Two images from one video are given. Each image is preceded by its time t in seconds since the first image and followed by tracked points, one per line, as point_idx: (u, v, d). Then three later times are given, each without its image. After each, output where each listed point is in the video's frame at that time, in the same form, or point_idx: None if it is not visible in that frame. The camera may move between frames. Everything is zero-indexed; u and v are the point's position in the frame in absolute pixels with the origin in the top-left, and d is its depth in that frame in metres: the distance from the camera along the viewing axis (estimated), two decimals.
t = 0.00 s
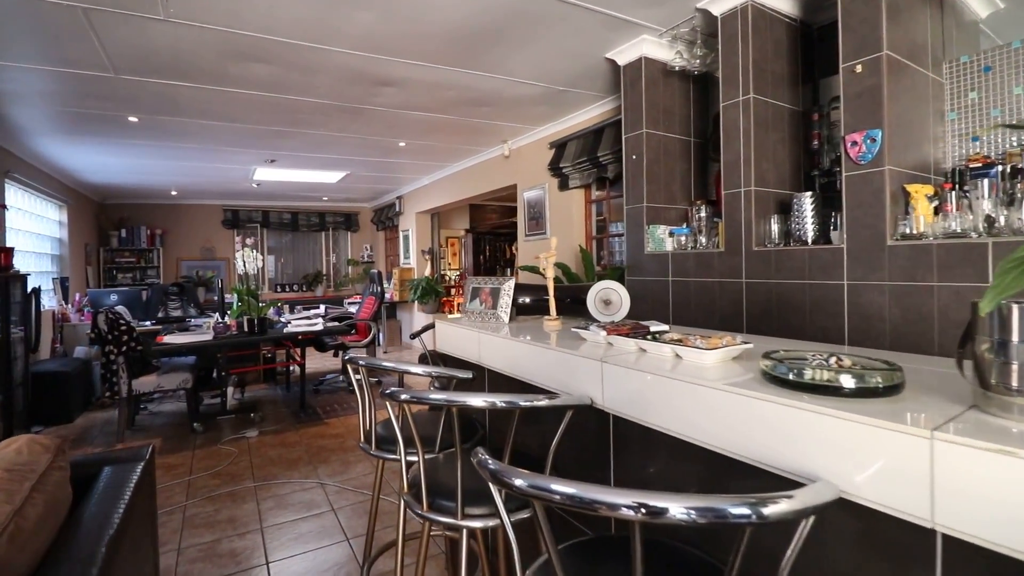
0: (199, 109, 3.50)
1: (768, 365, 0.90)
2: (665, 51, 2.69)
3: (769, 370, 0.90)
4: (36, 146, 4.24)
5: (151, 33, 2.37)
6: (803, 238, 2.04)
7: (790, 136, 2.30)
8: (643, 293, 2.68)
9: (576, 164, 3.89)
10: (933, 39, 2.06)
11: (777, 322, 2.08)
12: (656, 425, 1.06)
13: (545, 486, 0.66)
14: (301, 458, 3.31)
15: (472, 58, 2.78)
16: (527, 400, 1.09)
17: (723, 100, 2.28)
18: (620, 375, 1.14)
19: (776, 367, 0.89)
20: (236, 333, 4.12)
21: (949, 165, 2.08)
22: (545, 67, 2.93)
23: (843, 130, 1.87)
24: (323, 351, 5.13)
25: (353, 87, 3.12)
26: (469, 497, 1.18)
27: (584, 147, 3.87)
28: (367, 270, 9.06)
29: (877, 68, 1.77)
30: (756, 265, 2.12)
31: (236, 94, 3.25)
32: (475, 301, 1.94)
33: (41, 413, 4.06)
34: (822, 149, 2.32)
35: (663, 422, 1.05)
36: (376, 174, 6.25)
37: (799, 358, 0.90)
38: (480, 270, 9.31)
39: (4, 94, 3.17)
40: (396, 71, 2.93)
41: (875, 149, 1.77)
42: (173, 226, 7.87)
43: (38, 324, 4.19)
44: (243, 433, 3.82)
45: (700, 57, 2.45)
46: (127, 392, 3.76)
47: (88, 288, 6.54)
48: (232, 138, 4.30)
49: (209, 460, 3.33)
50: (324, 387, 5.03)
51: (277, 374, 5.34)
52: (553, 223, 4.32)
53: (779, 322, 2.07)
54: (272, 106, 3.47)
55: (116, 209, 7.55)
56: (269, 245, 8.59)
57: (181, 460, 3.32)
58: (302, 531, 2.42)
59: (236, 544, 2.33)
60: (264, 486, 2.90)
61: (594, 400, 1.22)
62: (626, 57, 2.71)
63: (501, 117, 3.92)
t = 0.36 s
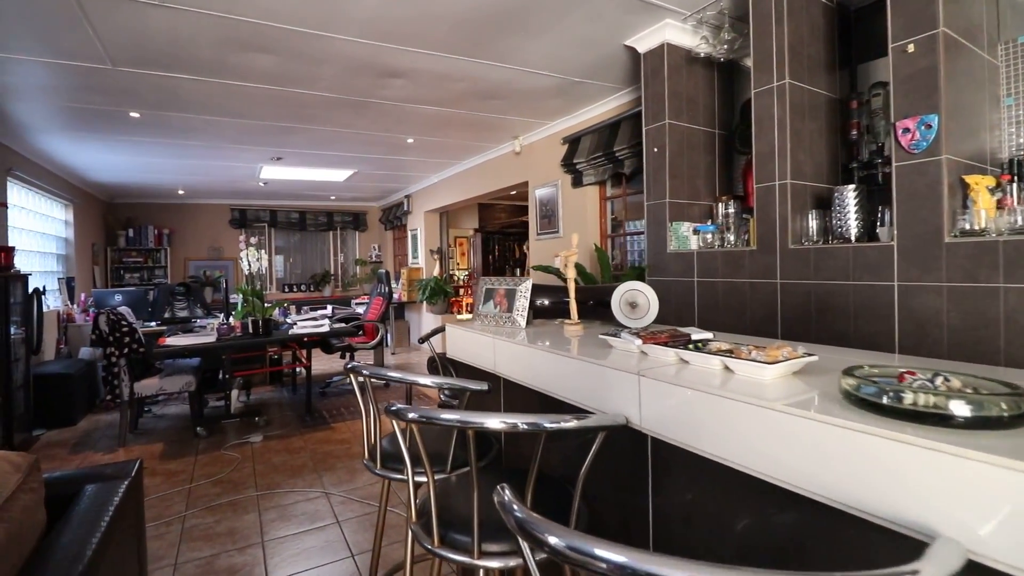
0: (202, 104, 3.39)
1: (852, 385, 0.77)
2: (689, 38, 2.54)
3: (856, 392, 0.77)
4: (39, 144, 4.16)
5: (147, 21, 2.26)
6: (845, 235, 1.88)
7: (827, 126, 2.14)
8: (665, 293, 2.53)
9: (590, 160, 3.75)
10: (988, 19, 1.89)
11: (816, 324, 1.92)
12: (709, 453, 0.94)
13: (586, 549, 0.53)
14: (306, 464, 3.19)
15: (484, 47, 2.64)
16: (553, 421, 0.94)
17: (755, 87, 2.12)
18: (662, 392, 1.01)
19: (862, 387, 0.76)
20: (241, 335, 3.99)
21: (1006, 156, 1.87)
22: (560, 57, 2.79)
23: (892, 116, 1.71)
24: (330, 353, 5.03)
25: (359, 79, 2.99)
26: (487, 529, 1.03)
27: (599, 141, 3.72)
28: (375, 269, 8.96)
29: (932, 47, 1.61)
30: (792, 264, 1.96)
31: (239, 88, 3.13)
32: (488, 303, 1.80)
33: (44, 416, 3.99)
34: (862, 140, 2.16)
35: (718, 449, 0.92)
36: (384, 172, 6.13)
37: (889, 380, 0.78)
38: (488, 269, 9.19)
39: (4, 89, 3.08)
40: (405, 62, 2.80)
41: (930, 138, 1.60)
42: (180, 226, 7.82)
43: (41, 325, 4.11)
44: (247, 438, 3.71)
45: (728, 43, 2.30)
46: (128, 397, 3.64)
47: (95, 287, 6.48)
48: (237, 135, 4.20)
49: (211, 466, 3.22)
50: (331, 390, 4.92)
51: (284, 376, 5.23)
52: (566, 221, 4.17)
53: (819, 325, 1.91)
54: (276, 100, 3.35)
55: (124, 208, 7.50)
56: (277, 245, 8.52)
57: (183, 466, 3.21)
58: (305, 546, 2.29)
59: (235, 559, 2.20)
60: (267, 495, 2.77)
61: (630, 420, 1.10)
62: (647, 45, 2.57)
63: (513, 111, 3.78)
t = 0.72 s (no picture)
0: (211, 99, 3.31)
1: (972, 405, 0.67)
2: (718, 23, 2.40)
3: (977, 413, 0.67)
4: (50, 142, 4.12)
5: (150, 9, 2.16)
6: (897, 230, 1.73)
7: (871, 114, 1.99)
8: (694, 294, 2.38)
9: (609, 155, 3.61)
10: None
11: (866, 326, 1.77)
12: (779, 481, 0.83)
13: None
14: (316, 469, 3.09)
15: (500, 34, 2.52)
16: (592, 444, 0.81)
17: (793, 72, 1.98)
18: (719, 409, 0.90)
19: (985, 410, 0.66)
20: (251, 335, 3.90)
21: None
22: (581, 45, 2.66)
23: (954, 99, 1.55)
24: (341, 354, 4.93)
25: (371, 71, 2.88)
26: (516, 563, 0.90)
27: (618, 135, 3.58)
28: (387, 269, 8.87)
29: (1001, 22, 1.45)
30: (837, 263, 1.82)
31: (247, 82, 3.04)
32: (509, 303, 1.66)
33: (54, 416, 3.93)
34: (910, 129, 2.00)
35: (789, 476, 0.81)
36: (396, 170, 6.03)
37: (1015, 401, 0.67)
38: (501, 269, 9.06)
39: (11, 84, 3.02)
40: (418, 52, 2.68)
41: (998, 123, 1.44)
42: (193, 225, 7.80)
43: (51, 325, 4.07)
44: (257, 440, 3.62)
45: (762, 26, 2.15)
46: (137, 399, 3.54)
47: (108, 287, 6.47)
48: (247, 132, 4.11)
49: (219, 470, 3.13)
50: (342, 391, 4.83)
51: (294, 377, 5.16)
52: (583, 219, 4.02)
53: (868, 326, 1.76)
54: (286, 94, 3.26)
55: (137, 208, 7.50)
56: (288, 244, 8.47)
57: (191, 469, 3.13)
58: (315, 558, 2.18)
59: (241, 572, 2.09)
60: (275, 502, 2.67)
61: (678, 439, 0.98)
62: (673, 31, 2.43)
63: (529, 105, 3.66)
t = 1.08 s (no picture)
0: (223, 94, 3.22)
1: None
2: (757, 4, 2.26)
3: None
4: (62, 141, 4.07)
5: None
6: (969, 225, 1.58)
7: (933, 100, 1.82)
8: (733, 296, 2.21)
9: (634, 150, 3.46)
10: None
11: (935, 333, 1.60)
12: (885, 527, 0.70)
13: None
14: (331, 478, 2.97)
15: (524, 20, 2.37)
16: (663, 489, 0.66)
17: (849, 53, 1.82)
18: (809, 437, 0.78)
19: None
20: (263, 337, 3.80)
21: None
22: (609, 31, 2.50)
23: None
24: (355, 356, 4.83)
25: (387, 61, 2.75)
26: None
27: (644, 129, 3.42)
28: (400, 269, 8.77)
29: None
30: (901, 263, 1.65)
31: (259, 75, 2.93)
32: (540, 307, 1.51)
33: (67, 418, 3.88)
34: (976, 116, 1.82)
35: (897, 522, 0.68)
36: (410, 168, 5.92)
37: None
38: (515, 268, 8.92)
39: (21, 79, 2.95)
40: (436, 40, 2.55)
41: None
42: (206, 225, 7.76)
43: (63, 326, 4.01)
44: (270, 445, 3.52)
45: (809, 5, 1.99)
46: (148, 402, 3.44)
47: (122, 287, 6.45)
48: (259, 129, 4.02)
49: (231, 477, 3.02)
50: (356, 394, 4.73)
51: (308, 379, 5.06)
52: (605, 217, 3.86)
53: (939, 333, 1.59)
54: (299, 88, 3.15)
55: (151, 208, 7.48)
56: (302, 244, 8.41)
57: (202, 475, 3.03)
58: None
59: None
60: (288, 513, 2.55)
61: (770, 477, 0.85)
62: (709, 14, 2.27)
63: (550, 98, 3.51)
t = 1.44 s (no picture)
0: (235, 89, 3.10)
1: None
2: None
3: None
4: (74, 139, 3.99)
5: None
6: None
7: (1018, 81, 1.63)
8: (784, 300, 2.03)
9: (663, 145, 3.29)
10: None
11: None
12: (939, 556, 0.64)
13: None
14: (346, 489, 2.83)
15: (553, 3, 2.21)
16: None
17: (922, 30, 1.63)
18: (858, 456, 0.73)
19: None
20: (277, 340, 3.68)
21: None
22: (644, 14, 2.33)
23: None
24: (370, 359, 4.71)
25: (406, 50, 2.60)
26: None
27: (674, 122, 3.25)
28: (414, 269, 8.66)
29: None
30: (991, 264, 1.46)
31: (272, 68, 2.80)
32: (584, 316, 1.34)
33: (78, 423, 3.79)
34: None
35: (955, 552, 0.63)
36: (425, 167, 5.78)
37: None
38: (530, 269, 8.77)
39: (29, 74, 2.86)
40: (459, 27, 2.39)
41: None
42: (220, 225, 7.71)
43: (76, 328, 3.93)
44: (283, 452, 3.39)
45: None
46: (160, 407, 3.34)
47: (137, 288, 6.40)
48: (272, 126, 3.91)
49: (243, 486, 2.90)
50: (371, 398, 4.60)
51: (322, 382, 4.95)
52: (630, 215, 3.69)
53: None
54: (313, 81, 3.02)
55: (166, 208, 7.45)
56: (316, 245, 8.33)
57: (214, 485, 2.92)
58: None
59: None
60: (302, 528, 2.41)
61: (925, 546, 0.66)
62: None
63: (574, 90, 3.34)
